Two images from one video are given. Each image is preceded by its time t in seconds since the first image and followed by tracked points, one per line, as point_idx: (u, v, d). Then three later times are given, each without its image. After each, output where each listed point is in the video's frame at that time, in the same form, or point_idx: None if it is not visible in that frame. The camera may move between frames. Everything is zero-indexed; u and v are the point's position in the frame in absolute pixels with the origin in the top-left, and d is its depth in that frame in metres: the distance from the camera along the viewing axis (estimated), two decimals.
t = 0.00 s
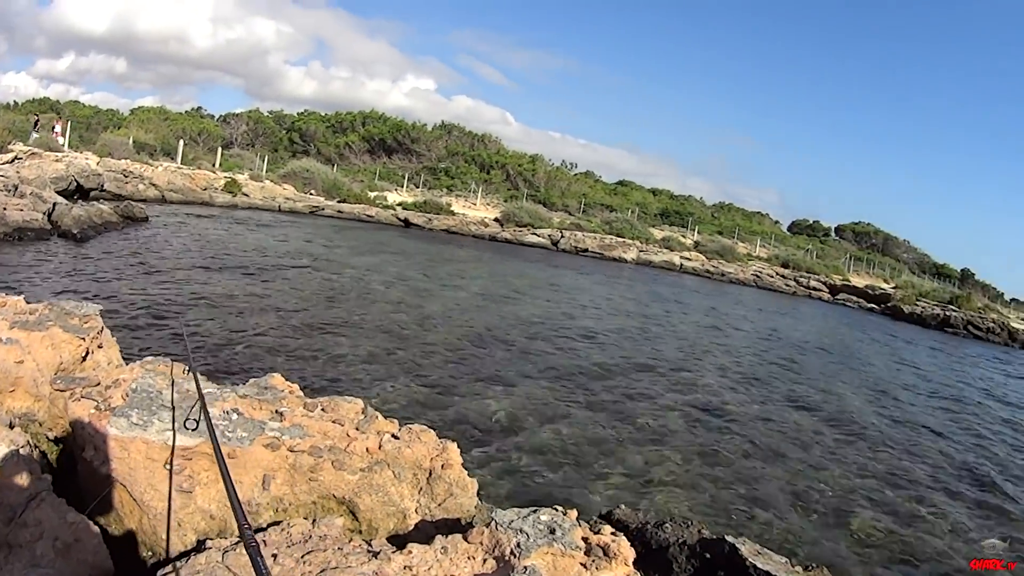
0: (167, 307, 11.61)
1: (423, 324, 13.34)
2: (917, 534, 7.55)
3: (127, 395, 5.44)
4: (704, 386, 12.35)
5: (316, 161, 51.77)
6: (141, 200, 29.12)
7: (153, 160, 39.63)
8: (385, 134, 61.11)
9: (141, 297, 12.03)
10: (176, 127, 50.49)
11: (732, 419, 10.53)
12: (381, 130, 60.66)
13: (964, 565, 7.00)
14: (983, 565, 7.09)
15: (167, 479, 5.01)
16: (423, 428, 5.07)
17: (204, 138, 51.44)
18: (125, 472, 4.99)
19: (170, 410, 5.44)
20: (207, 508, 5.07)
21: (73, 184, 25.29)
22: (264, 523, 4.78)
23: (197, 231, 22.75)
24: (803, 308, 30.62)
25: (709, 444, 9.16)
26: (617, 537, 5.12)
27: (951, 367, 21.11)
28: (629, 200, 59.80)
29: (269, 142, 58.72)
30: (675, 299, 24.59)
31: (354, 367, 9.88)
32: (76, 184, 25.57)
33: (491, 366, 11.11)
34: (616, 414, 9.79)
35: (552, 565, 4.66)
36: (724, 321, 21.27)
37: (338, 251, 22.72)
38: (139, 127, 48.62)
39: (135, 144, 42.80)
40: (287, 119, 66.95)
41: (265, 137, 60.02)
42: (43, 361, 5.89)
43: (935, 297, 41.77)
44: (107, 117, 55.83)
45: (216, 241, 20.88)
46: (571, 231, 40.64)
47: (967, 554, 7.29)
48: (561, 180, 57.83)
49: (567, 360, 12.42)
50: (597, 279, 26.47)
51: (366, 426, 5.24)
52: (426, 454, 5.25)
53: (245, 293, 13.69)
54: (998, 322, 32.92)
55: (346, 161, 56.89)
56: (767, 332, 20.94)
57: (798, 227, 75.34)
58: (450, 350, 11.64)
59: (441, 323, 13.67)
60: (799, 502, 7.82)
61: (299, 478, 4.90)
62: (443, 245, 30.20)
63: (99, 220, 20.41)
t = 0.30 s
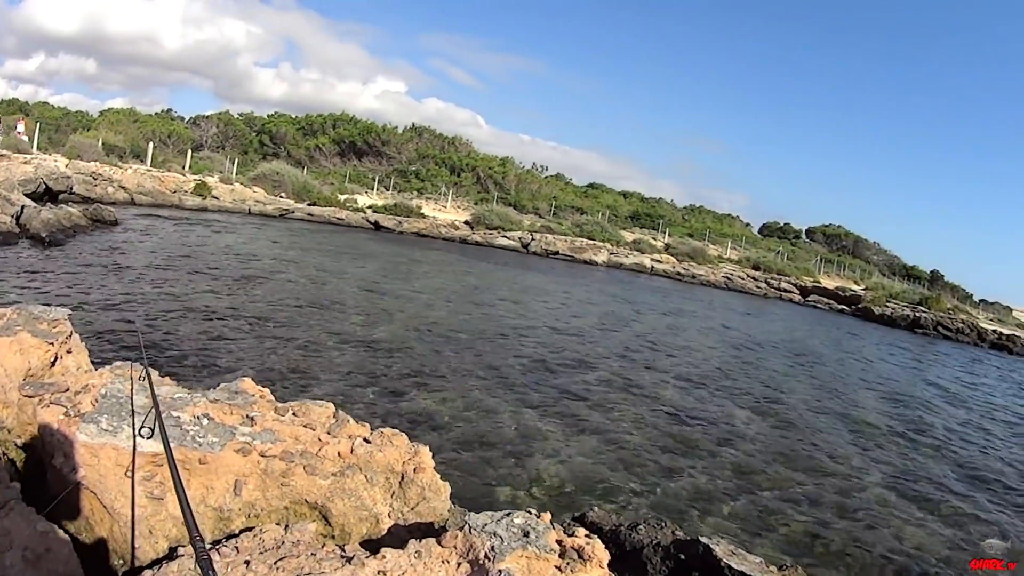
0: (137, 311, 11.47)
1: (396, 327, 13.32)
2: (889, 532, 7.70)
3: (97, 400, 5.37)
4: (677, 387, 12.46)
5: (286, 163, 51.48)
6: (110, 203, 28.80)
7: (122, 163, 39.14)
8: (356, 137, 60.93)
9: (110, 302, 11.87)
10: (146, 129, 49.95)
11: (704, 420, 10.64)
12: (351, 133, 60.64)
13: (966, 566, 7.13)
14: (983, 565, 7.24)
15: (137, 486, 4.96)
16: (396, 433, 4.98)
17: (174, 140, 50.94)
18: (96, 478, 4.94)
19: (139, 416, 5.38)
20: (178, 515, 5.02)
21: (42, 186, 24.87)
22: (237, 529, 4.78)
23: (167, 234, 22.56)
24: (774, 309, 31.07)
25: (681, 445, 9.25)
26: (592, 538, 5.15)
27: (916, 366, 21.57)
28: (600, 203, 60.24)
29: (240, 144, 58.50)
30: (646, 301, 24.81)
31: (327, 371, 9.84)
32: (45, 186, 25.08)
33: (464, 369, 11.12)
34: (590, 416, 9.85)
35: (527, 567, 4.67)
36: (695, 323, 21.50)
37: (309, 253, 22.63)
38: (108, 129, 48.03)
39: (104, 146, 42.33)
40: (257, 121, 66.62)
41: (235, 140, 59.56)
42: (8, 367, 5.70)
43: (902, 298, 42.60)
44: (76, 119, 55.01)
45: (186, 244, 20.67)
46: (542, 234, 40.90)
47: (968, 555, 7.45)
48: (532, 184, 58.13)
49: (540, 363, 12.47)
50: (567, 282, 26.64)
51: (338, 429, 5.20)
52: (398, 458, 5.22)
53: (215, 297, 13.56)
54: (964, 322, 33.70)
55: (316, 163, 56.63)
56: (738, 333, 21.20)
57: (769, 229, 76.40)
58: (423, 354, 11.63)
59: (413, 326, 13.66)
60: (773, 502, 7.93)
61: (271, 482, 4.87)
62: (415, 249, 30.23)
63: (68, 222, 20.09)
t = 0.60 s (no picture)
0: (112, 306, 11.28)
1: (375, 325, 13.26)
2: (863, 528, 7.85)
3: (73, 395, 5.30)
4: (655, 386, 12.55)
5: (265, 160, 51.17)
6: (86, 197, 28.34)
7: (97, 157, 38.60)
8: (335, 134, 60.80)
9: (84, 296, 11.65)
10: (122, 123, 49.37)
11: (682, 418, 10.75)
12: (329, 130, 60.40)
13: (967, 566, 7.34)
14: (983, 565, 7.47)
15: (113, 481, 4.91)
16: (373, 428, 4.98)
17: (152, 136, 50.44)
18: (71, 473, 4.88)
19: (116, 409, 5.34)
20: (155, 510, 4.98)
21: (16, 180, 24.37)
22: (215, 524, 4.74)
23: (142, 229, 22.27)
24: (750, 309, 31.49)
25: (659, 443, 9.32)
26: (571, 533, 5.20)
27: (886, 366, 22.00)
28: (579, 203, 60.70)
29: (217, 139, 57.99)
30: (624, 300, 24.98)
31: (306, 368, 9.76)
32: (21, 180, 24.66)
33: (444, 367, 11.09)
34: (569, 414, 9.87)
35: (508, 562, 4.72)
36: (674, 321, 21.73)
37: (285, 250, 22.47)
38: (83, 123, 47.34)
39: (81, 140, 41.79)
40: (234, 117, 66.06)
41: (213, 136, 59.15)
42: None
43: (874, 298, 43.40)
44: (50, 112, 54.03)
45: (162, 240, 20.44)
46: (521, 232, 41.14)
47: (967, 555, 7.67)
48: (511, 182, 58.36)
49: (519, 361, 12.48)
50: (545, 280, 26.77)
51: (317, 424, 5.18)
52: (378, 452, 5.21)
53: (192, 292, 13.37)
54: (935, 323, 34.42)
55: (295, 160, 56.39)
56: (715, 331, 21.46)
57: (744, 230, 77.50)
58: (402, 351, 11.59)
59: (391, 323, 13.60)
60: (749, 499, 8.04)
61: (250, 477, 4.85)
62: (395, 245, 30.24)
63: (44, 217, 19.72)
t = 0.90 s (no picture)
0: (144, 292, 11.37)
1: (405, 312, 13.26)
2: (886, 521, 7.85)
3: (109, 375, 5.34)
4: (680, 376, 12.53)
5: (293, 148, 51.30)
6: (115, 183, 28.55)
7: (125, 145, 38.88)
8: (362, 122, 60.73)
9: (119, 282, 11.79)
10: (149, 112, 49.66)
11: (709, 409, 10.71)
12: (356, 118, 60.34)
13: (968, 566, 7.09)
14: (982, 564, 7.23)
15: (150, 460, 4.92)
16: (410, 409, 4.93)
17: (179, 124, 50.60)
18: (109, 453, 4.88)
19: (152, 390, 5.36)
20: (192, 489, 4.99)
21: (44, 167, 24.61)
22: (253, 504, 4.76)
23: (172, 215, 22.41)
24: (777, 300, 31.38)
25: (687, 434, 9.30)
26: (607, 517, 5.29)
27: (915, 361, 21.78)
28: (606, 191, 60.39)
29: (245, 128, 58.05)
30: (651, 290, 24.97)
31: (336, 355, 9.78)
32: (47, 168, 24.88)
33: (473, 355, 11.10)
34: (597, 404, 9.86)
35: (546, 543, 4.74)
36: (701, 311, 21.76)
37: (315, 237, 22.54)
38: (109, 111, 47.60)
39: (108, 128, 42.06)
40: (261, 104, 66.10)
41: (240, 124, 59.24)
42: (15, 343, 5.66)
43: (899, 292, 43.01)
44: (77, 100, 54.29)
45: (192, 227, 20.58)
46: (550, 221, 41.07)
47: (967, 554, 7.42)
48: (538, 170, 58.00)
49: (547, 350, 12.47)
50: (573, 269, 26.82)
51: (353, 406, 5.18)
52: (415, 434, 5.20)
53: (223, 279, 13.45)
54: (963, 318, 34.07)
55: (322, 148, 56.37)
56: (743, 322, 21.45)
57: (765, 221, 77.21)
58: (431, 338, 11.59)
59: (421, 311, 13.61)
60: (774, 489, 8.05)
61: (287, 457, 4.83)
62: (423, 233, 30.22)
63: (72, 204, 19.99)
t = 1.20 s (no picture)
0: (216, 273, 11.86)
1: (470, 300, 13.38)
2: (944, 525, 7.69)
3: (184, 354, 5.52)
4: (742, 371, 12.34)
5: (361, 138, 51.95)
6: (185, 173, 29.81)
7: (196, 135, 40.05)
8: (431, 112, 60.82)
9: (193, 265, 12.24)
10: (219, 103, 50.92)
11: (770, 407, 10.53)
12: (427, 108, 60.30)
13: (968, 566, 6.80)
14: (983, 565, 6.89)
15: (224, 436, 5.03)
16: (483, 394, 5.01)
17: (248, 114, 51.57)
18: (183, 428, 4.99)
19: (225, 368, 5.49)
20: (263, 466, 5.08)
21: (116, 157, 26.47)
22: (325, 482, 5.07)
23: (240, 203, 23.07)
24: (846, 296, 30.56)
25: (748, 432, 9.18)
26: (676, 501, 5.62)
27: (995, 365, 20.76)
28: (675, 181, 59.15)
29: (315, 118, 58.64)
30: (717, 281, 24.68)
31: (400, 340, 10.02)
32: (120, 157, 26.83)
33: (539, 345, 11.11)
34: (659, 399, 9.78)
35: (617, 526, 4.98)
36: (769, 306, 21.45)
37: (385, 226, 22.73)
38: (180, 102, 49.00)
39: (179, 119, 43.28)
40: (332, 94, 66.94)
41: (310, 114, 59.99)
42: (91, 325, 6.08)
43: (975, 292, 41.11)
44: (150, 92, 55.99)
45: (263, 213, 21.12)
46: (617, 211, 40.62)
47: (967, 553, 7.10)
48: (608, 161, 57.02)
49: (611, 342, 12.39)
50: (640, 259, 26.63)
51: (426, 388, 5.24)
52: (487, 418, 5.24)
53: (294, 264, 13.76)
54: None
55: (391, 138, 56.68)
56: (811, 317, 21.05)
57: (840, 215, 75.42)
58: (494, 327, 11.62)
59: (487, 300, 13.62)
60: (829, 489, 7.97)
61: (361, 436, 4.86)
62: (489, 222, 30.19)
63: (143, 191, 20.96)
